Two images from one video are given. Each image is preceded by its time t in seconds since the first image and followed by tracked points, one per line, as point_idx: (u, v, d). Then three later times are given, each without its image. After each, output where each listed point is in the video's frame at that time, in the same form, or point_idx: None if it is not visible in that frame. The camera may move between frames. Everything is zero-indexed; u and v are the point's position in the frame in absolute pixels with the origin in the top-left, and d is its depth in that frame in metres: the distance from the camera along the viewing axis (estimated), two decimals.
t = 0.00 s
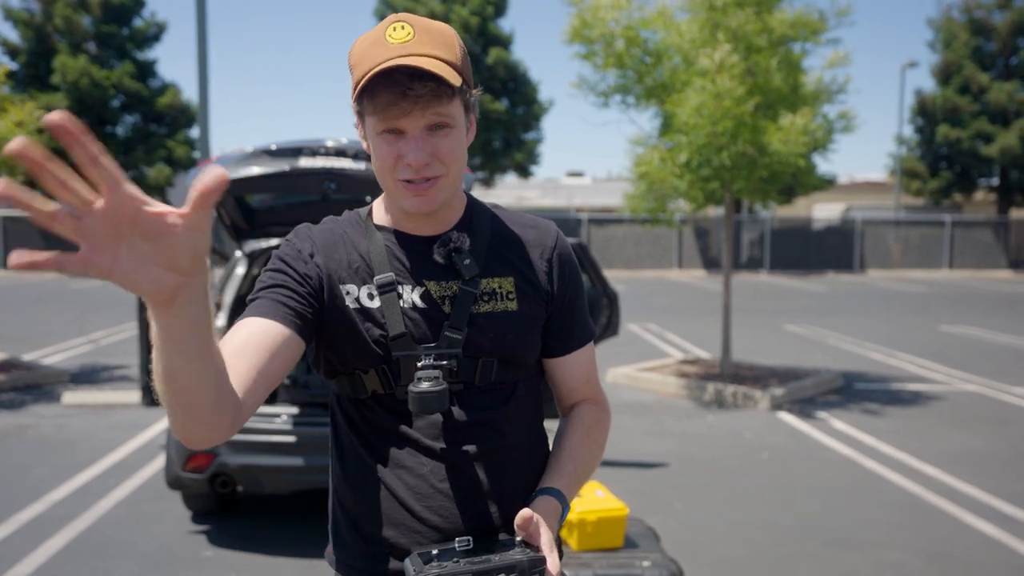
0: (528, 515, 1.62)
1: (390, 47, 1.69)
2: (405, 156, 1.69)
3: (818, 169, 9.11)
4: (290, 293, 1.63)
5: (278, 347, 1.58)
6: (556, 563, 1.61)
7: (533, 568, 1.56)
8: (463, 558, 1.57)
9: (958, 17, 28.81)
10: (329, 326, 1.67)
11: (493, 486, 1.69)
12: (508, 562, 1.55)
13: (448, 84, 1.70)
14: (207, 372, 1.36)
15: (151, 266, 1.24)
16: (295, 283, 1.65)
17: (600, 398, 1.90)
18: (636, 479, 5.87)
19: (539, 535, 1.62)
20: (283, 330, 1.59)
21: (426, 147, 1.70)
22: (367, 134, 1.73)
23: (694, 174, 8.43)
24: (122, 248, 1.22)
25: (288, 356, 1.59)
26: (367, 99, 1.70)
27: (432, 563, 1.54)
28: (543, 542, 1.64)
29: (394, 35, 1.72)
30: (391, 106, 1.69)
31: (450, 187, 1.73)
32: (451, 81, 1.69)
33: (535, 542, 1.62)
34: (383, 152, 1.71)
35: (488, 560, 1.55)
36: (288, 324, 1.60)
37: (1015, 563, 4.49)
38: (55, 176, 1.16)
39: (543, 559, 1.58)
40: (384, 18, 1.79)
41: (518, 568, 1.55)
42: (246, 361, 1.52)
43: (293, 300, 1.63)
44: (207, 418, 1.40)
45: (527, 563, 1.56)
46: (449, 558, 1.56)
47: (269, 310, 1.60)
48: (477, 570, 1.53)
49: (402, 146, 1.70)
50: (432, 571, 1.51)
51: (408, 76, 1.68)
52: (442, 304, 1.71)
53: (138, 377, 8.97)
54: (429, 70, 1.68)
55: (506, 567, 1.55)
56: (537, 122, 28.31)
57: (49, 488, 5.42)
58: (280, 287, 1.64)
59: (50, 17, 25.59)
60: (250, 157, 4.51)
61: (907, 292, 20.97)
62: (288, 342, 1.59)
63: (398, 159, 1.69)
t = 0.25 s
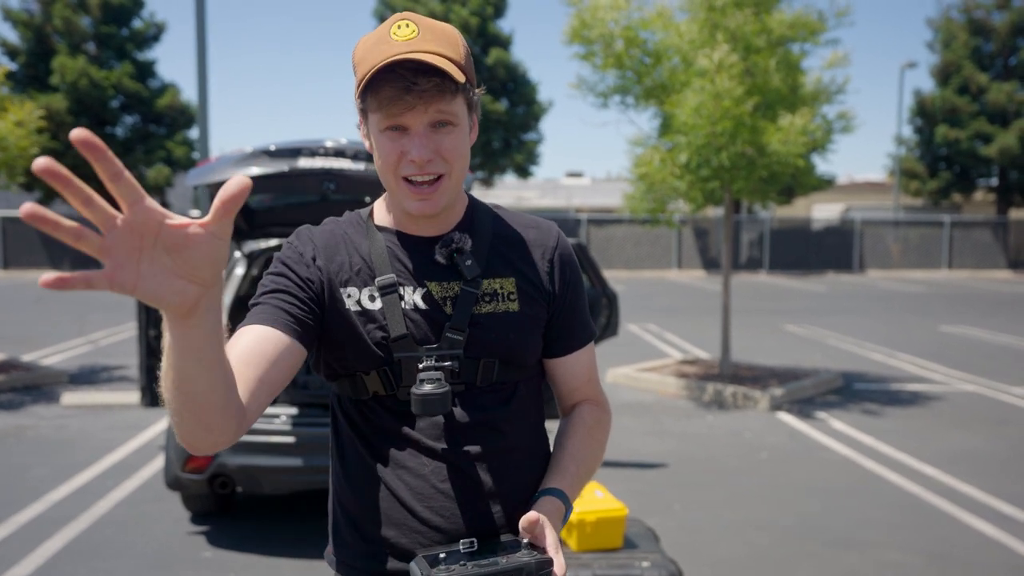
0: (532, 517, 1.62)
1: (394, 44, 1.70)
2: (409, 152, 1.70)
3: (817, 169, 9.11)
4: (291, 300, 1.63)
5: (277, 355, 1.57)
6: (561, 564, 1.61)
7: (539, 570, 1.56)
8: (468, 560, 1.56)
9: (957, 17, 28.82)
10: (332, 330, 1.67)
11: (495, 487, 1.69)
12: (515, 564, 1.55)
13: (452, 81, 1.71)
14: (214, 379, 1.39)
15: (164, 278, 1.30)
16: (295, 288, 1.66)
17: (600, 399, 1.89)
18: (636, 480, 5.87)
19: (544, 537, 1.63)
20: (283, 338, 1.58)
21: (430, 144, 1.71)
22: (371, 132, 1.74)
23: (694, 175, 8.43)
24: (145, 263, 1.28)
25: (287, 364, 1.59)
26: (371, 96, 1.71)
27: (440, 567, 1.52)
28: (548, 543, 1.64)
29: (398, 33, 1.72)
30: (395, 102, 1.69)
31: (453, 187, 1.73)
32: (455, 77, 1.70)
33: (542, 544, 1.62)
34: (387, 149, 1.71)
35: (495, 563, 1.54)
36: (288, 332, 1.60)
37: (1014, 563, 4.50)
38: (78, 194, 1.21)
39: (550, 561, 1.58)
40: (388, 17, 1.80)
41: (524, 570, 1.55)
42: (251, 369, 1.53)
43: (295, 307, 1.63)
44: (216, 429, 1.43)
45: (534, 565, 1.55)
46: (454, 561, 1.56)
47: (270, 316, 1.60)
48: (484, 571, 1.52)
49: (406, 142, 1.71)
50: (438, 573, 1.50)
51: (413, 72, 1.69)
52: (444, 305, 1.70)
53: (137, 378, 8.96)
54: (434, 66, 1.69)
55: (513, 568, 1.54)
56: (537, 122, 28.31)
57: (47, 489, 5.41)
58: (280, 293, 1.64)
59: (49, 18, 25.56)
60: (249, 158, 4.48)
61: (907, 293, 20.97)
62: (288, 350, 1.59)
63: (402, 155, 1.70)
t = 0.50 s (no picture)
0: (531, 518, 1.63)
1: (396, 46, 1.71)
2: (410, 153, 1.71)
3: (815, 171, 9.13)
4: (291, 303, 1.64)
5: (277, 358, 1.58)
6: (559, 565, 1.62)
7: (537, 572, 1.57)
8: (466, 562, 1.57)
9: (955, 20, 28.88)
10: (332, 332, 1.68)
11: (494, 489, 1.70)
12: (513, 565, 1.55)
13: (454, 81, 1.72)
14: (211, 380, 1.40)
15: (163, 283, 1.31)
16: (296, 291, 1.66)
17: (599, 402, 1.90)
18: (633, 482, 5.88)
19: (542, 538, 1.63)
20: (283, 340, 1.59)
21: (431, 145, 1.72)
22: (373, 133, 1.75)
23: (692, 177, 8.44)
24: (143, 268, 1.29)
25: (288, 366, 1.60)
26: (373, 97, 1.71)
27: (438, 568, 1.53)
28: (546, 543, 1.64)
29: (400, 34, 1.73)
30: (397, 102, 1.70)
31: (453, 188, 1.74)
32: (456, 78, 1.71)
33: (540, 546, 1.63)
34: (389, 150, 1.72)
35: (493, 564, 1.55)
36: (288, 334, 1.60)
37: (1011, 565, 4.51)
38: (76, 205, 1.22)
39: (547, 563, 1.59)
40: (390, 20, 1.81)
41: (522, 571, 1.55)
42: (250, 372, 1.53)
43: (295, 310, 1.63)
44: (214, 432, 1.43)
45: (532, 566, 1.56)
46: (452, 563, 1.56)
47: (270, 319, 1.61)
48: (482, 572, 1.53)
49: (407, 143, 1.71)
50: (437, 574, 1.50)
51: (415, 73, 1.70)
52: (444, 307, 1.71)
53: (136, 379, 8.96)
54: (435, 67, 1.70)
55: (511, 569, 1.55)
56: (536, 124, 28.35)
57: (45, 492, 5.41)
58: (281, 296, 1.65)
59: (48, 20, 25.56)
60: (248, 160, 4.50)
61: (904, 295, 21.01)
62: (287, 353, 1.60)
63: (403, 156, 1.71)
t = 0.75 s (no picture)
0: (533, 517, 1.64)
1: (400, 45, 1.71)
2: (413, 151, 1.71)
3: (815, 172, 9.14)
4: (292, 304, 1.64)
5: (279, 358, 1.58)
6: (560, 565, 1.62)
7: (538, 571, 1.57)
8: (466, 561, 1.57)
9: (955, 21, 28.89)
10: (334, 334, 1.68)
11: (494, 489, 1.70)
12: (513, 564, 1.56)
13: (457, 80, 1.73)
14: (213, 381, 1.40)
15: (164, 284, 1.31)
16: (298, 292, 1.66)
17: (599, 402, 1.90)
18: (633, 483, 5.88)
19: (542, 538, 1.64)
20: (284, 341, 1.59)
21: (434, 144, 1.72)
22: (376, 131, 1.75)
23: (692, 178, 8.44)
24: (147, 271, 1.30)
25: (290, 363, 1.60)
26: (377, 95, 1.72)
27: (438, 568, 1.53)
28: (547, 543, 1.64)
29: (404, 34, 1.73)
30: (400, 100, 1.70)
31: (455, 187, 1.74)
32: (460, 78, 1.72)
33: (541, 546, 1.63)
34: (392, 149, 1.72)
35: (494, 564, 1.55)
36: (289, 335, 1.60)
37: (1011, 566, 4.51)
38: (81, 208, 1.22)
39: (548, 562, 1.59)
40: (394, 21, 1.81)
41: (522, 571, 1.55)
42: (251, 373, 1.54)
43: (296, 311, 1.64)
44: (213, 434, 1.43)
45: (532, 566, 1.56)
46: (453, 563, 1.56)
47: (271, 320, 1.61)
48: (483, 572, 1.53)
49: (410, 142, 1.72)
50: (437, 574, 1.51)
51: (420, 71, 1.70)
52: (445, 307, 1.71)
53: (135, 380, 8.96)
54: (439, 67, 1.71)
55: (511, 570, 1.55)
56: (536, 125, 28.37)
57: (44, 492, 5.41)
58: (283, 296, 1.65)
59: (48, 21, 25.56)
60: (248, 161, 4.50)
61: (905, 297, 20.97)
62: (289, 352, 1.60)
63: (406, 155, 1.71)
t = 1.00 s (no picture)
0: (534, 516, 1.65)
1: (406, 38, 1.72)
2: (418, 143, 1.71)
3: (815, 172, 9.15)
4: (293, 309, 1.65)
5: (283, 366, 1.61)
6: (561, 565, 1.63)
7: (540, 571, 1.57)
8: (468, 560, 1.57)
9: (955, 22, 28.90)
10: (333, 337, 1.69)
11: (495, 490, 1.70)
12: (515, 563, 1.56)
13: (463, 73, 1.74)
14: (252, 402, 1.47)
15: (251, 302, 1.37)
16: (300, 295, 1.67)
17: (599, 403, 1.90)
18: (633, 483, 5.88)
19: (544, 537, 1.64)
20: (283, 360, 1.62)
21: (438, 136, 1.73)
22: (380, 124, 1.76)
23: (691, 178, 8.45)
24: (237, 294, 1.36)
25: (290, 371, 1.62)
26: (382, 87, 1.73)
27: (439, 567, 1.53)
28: (548, 543, 1.65)
29: (411, 29, 1.75)
30: (406, 90, 1.71)
31: (459, 181, 1.75)
32: (466, 69, 1.73)
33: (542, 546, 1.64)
34: (397, 141, 1.73)
35: (496, 563, 1.56)
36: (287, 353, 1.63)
37: (1010, 566, 4.52)
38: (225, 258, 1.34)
39: (549, 561, 1.60)
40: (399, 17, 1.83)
41: (524, 570, 1.56)
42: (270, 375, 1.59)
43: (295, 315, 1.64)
44: (238, 443, 1.49)
45: (533, 565, 1.57)
46: (454, 562, 1.56)
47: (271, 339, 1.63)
48: (484, 572, 1.53)
49: (415, 134, 1.72)
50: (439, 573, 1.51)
51: (426, 62, 1.72)
52: (446, 308, 1.71)
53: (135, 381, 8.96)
54: (444, 59, 1.72)
55: (513, 569, 1.56)
56: (535, 126, 28.38)
57: (44, 493, 5.41)
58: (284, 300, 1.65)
59: (47, 21, 25.55)
60: (247, 162, 4.51)
61: (905, 297, 20.95)
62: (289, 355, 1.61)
63: (410, 146, 1.72)
